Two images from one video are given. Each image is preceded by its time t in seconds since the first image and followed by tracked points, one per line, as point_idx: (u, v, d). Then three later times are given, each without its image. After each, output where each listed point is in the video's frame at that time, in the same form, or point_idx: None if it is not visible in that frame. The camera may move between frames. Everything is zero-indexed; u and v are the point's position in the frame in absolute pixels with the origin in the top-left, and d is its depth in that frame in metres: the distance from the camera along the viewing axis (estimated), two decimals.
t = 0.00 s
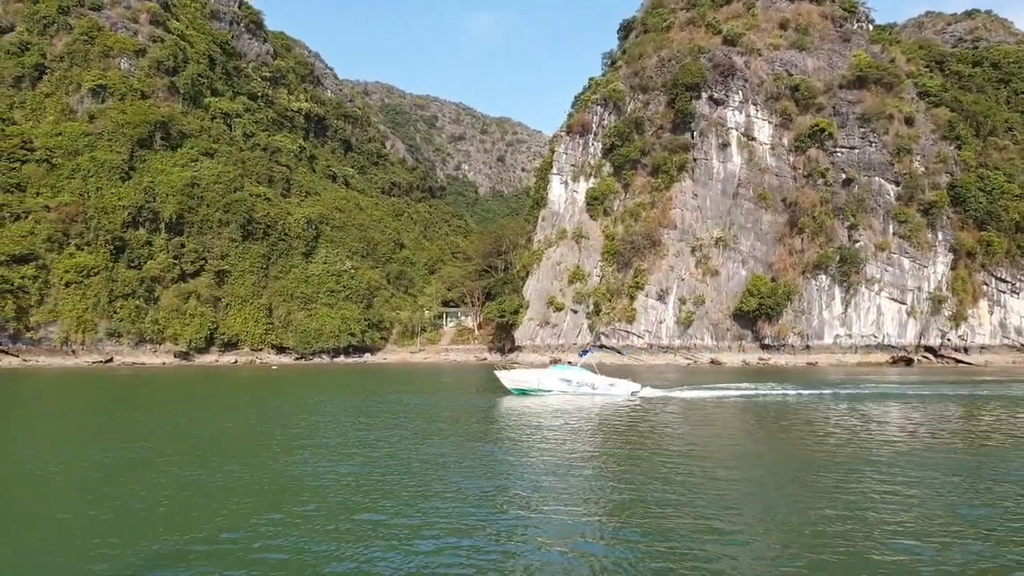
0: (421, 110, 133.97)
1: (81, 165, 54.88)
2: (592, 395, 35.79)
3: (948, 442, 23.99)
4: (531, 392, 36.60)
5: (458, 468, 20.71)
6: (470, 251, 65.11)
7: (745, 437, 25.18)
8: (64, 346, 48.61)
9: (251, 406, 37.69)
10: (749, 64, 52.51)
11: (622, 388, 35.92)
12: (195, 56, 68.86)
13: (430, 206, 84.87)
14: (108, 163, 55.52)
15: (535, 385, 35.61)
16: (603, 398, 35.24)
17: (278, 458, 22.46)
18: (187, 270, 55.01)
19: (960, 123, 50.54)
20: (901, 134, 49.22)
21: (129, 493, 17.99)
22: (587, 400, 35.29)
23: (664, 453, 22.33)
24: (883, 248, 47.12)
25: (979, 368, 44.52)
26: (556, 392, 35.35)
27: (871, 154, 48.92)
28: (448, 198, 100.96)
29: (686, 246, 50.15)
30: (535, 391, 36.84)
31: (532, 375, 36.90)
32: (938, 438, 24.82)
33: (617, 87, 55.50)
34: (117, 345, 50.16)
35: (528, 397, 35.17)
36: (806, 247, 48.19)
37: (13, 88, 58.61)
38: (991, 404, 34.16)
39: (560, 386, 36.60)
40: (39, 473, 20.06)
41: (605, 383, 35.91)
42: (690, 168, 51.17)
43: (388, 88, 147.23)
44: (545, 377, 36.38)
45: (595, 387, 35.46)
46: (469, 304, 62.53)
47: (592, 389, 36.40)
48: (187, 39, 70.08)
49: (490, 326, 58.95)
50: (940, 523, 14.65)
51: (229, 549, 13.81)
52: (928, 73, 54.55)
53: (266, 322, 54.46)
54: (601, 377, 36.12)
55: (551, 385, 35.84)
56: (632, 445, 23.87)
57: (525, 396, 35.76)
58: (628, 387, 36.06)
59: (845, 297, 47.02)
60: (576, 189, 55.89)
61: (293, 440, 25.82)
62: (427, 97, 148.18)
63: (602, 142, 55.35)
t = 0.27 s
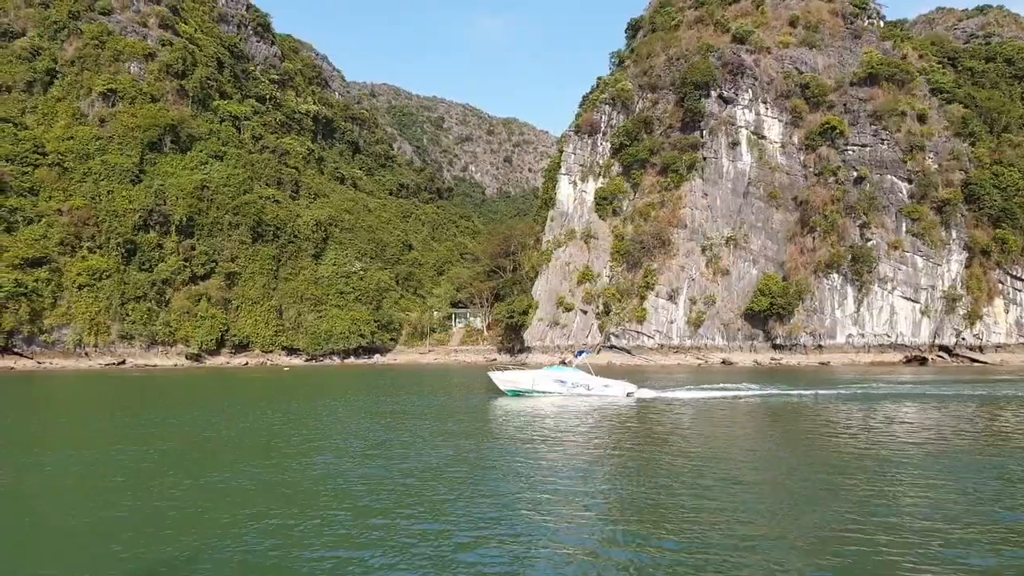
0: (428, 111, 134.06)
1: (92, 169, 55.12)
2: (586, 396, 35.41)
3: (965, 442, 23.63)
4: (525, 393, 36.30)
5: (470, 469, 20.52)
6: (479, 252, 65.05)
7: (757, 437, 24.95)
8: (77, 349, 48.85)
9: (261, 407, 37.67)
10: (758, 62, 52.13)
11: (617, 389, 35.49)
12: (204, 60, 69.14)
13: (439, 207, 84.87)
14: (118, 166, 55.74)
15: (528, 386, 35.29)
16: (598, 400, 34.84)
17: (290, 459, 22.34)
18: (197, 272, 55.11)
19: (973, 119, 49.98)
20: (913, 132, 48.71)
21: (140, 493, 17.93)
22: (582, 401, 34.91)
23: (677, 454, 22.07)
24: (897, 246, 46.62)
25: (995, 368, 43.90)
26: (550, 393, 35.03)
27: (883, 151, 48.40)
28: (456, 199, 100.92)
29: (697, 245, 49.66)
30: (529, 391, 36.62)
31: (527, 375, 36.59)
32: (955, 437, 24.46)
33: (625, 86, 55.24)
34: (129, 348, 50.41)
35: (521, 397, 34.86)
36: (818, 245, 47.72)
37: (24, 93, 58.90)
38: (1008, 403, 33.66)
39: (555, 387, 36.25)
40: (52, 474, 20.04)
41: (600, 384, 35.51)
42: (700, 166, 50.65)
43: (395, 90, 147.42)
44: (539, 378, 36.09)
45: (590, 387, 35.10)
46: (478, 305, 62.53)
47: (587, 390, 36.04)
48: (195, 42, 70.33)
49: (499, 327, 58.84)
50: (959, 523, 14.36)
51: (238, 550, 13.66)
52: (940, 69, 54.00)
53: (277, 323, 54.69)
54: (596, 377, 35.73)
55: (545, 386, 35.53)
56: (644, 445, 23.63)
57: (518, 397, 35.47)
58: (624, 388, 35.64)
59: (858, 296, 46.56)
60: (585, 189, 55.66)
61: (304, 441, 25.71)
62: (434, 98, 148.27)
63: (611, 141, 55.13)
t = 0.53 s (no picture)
0: (442, 110, 134.16)
1: (110, 170, 55.74)
2: (586, 393, 35.02)
3: (989, 439, 23.13)
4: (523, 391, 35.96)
5: (484, 466, 20.41)
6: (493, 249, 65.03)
7: (775, 434, 24.58)
8: (96, 347, 49.32)
9: (275, 404, 37.81)
10: (774, 56, 51.51)
11: (618, 386, 35.04)
12: (219, 60, 69.57)
13: (453, 205, 84.90)
14: (136, 167, 56.26)
15: (526, 383, 35.01)
16: (597, 397, 34.45)
17: (305, 455, 22.35)
18: (214, 271, 55.45)
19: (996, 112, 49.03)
20: (934, 125, 47.90)
21: (160, 489, 18.03)
22: (581, 399, 34.56)
23: (693, 451, 21.80)
24: (917, 241, 45.89)
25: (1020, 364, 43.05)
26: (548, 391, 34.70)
27: (903, 145, 47.66)
28: (470, 197, 100.95)
29: (713, 242, 49.15)
30: (528, 388, 36.16)
31: (526, 373, 36.31)
32: (978, 435, 23.96)
33: (639, 82, 54.84)
34: (148, 346, 50.85)
35: (519, 395, 34.57)
36: (836, 241, 47.16)
37: (43, 95, 59.52)
38: None
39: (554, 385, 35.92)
40: (71, 471, 20.18)
41: (600, 382, 35.14)
42: (716, 162, 50.06)
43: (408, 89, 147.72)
44: (537, 376, 35.82)
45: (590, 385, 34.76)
46: (492, 303, 62.14)
47: (587, 389, 35.67)
48: (211, 43, 70.79)
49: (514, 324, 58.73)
50: (983, 523, 13.96)
51: (252, 547, 13.63)
52: (961, 61, 53.04)
53: (293, 321, 54.94)
54: (596, 375, 35.39)
55: (544, 383, 35.22)
56: (660, 442, 23.39)
57: (516, 395, 35.17)
58: (625, 385, 35.20)
59: (877, 292, 45.84)
60: (600, 185, 55.31)
61: (319, 438, 25.72)
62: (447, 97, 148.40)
63: (625, 138, 54.77)
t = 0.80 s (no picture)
0: (453, 108, 134.20)
1: (126, 175, 56.13)
2: (590, 390, 34.94)
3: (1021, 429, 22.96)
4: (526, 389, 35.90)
5: (516, 463, 20.50)
6: (509, 246, 65.15)
7: (804, 426, 24.56)
8: (115, 352, 49.54)
9: (298, 406, 38.02)
10: (788, 47, 51.22)
11: (622, 382, 34.96)
12: (231, 63, 69.77)
13: (466, 204, 84.96)
14: (151, 172, 56.68)
15: (530, 381, 34.94)
16: (602, 393, 34.38)
17: (334, 456, 22.48)
18: (230, 274, 55.72)
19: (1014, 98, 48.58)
20: (951, 113, 47.52)
21: (195, 491, 18.23)
22: (586, 395, 34.48)
23: (725, 444, 21.77)
24: (936, 230, 45.64)
25: None
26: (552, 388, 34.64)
27: (919, 134, 47.39)
28: (482, 195, 100.94)
29: (730, 235, 49.08)
30: (530, 386, 36.21)
31: (528, 372, 36.24)
32: (1010, 424, 23.78)
33: (653, 76, 54.70)
34: (166, 350, 51.14)
35: (522, 393, 34.50)
36: (853, 232, 47.08)
37: (58, 102, 59.80)
38: None
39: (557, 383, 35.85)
40: (105, 475, 20.39)
41: (605, 378, 35.07)
42: (731, 154, 50.06)
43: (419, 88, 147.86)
44: (540, 373, 35.75)
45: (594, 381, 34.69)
46: (508, 301, 62.51)
47: (591, 385, 35.58)
48: (223, 46, 71.09)
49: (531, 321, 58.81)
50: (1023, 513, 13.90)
51: (297, 546, 13.79)
52: (978, 47, 52.58)
53: (309, 323, 55.16)
54: (600, 371, 35.31)
55: (547, 381, 35.17)
56: (689, 436, 23.40)
57: (519, 393, 35.11)
58: (629, 381, 35.12)
59: (896, 282, 45.63)
60: (614, 180, 55.25)
61: (346, 439, 25.88)
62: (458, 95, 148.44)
63: (640, 132, 54.68)
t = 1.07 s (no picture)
0: (459, 107, 134.08)
1: (132, 176, 56.20)
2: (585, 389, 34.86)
3: None
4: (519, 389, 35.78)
5: (537, 461, 20.60)
6: (517, 244, 65.28)
7: (821, 423, 24.66)
8: (124, 355, 49.59)
9: (311, 407, 38.16)
10: (795, 42, 51.21)
11: (617, 381, 34.92)
12: (237, 64, 69.69)
13: (472, 202, 84.97)
14: (157, 173, 56.78)
15: (523, 381, 34.89)
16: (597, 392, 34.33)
17: (353, 457, 22.57)
18: (238, 275, 55.77)
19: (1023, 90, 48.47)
20: (960, 106, 47.41)
21: (219, 493, 18.34)
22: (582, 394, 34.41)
23: (744, 441, 21.92)
24: (945, 224, 45.65)
25: None
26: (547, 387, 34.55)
27: (927, 128, 47.37)
28: (489, 193, 100.89)
29: (738, 231, 49.09)
30: (523, 386, 36.14)
31: (522, 372, 36.17)
32: None
33: (660, 72, 54.66)
34: (175, 351, 51.24)
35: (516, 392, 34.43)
36: (862, 227, 47.04)
37: (64, 104, 59.69)
38: None
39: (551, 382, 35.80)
40: (126, 478, 20.48)
41: (599, 376, 35.04)
42: (739, 150, 50.03)
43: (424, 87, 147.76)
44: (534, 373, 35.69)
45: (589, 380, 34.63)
46: (517, 299, 62.75)
47: (585, 384, 35.52)
48: (228, 47, 71.11)
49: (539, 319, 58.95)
50: None
51: (324, 544, 13.87)
52: (986, 40, 52.45)
53: (318, 323, 55.21)
54: (594, 370, 35.26)
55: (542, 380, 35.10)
56: (708, 432, 23.52)
57: (513, 393, 35.02)
58: (623, 379, 35.10)
59: (906, 277, 45.60)
60: (622, 177, 55.34)
61: (364, 439, 25.96)
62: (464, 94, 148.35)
63: (648, 129, 54.68)
